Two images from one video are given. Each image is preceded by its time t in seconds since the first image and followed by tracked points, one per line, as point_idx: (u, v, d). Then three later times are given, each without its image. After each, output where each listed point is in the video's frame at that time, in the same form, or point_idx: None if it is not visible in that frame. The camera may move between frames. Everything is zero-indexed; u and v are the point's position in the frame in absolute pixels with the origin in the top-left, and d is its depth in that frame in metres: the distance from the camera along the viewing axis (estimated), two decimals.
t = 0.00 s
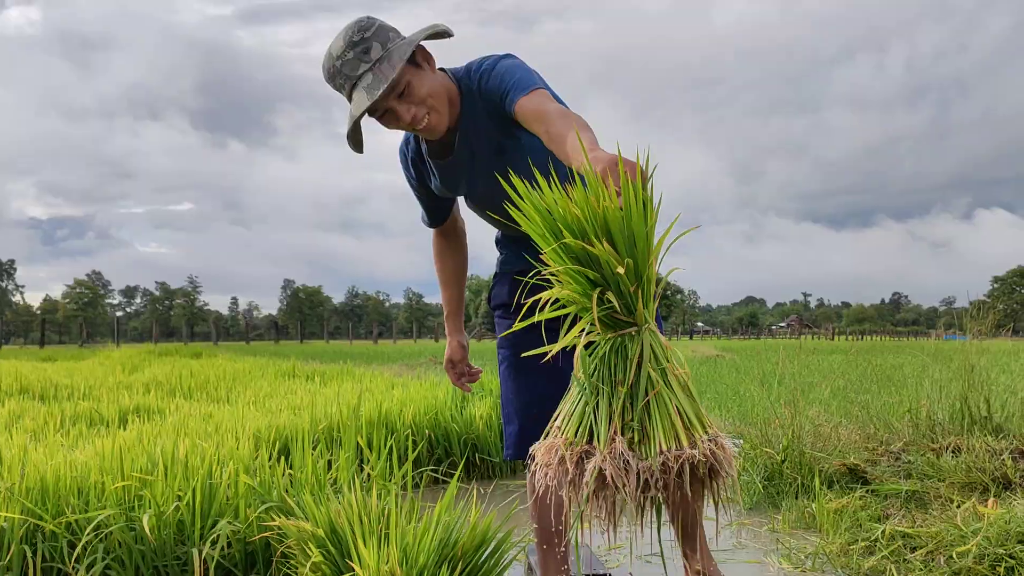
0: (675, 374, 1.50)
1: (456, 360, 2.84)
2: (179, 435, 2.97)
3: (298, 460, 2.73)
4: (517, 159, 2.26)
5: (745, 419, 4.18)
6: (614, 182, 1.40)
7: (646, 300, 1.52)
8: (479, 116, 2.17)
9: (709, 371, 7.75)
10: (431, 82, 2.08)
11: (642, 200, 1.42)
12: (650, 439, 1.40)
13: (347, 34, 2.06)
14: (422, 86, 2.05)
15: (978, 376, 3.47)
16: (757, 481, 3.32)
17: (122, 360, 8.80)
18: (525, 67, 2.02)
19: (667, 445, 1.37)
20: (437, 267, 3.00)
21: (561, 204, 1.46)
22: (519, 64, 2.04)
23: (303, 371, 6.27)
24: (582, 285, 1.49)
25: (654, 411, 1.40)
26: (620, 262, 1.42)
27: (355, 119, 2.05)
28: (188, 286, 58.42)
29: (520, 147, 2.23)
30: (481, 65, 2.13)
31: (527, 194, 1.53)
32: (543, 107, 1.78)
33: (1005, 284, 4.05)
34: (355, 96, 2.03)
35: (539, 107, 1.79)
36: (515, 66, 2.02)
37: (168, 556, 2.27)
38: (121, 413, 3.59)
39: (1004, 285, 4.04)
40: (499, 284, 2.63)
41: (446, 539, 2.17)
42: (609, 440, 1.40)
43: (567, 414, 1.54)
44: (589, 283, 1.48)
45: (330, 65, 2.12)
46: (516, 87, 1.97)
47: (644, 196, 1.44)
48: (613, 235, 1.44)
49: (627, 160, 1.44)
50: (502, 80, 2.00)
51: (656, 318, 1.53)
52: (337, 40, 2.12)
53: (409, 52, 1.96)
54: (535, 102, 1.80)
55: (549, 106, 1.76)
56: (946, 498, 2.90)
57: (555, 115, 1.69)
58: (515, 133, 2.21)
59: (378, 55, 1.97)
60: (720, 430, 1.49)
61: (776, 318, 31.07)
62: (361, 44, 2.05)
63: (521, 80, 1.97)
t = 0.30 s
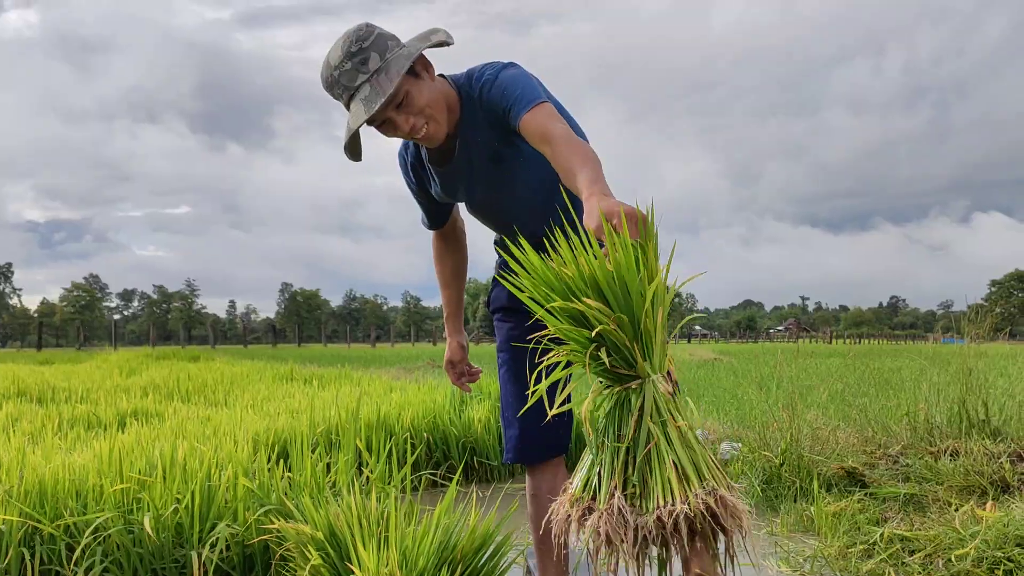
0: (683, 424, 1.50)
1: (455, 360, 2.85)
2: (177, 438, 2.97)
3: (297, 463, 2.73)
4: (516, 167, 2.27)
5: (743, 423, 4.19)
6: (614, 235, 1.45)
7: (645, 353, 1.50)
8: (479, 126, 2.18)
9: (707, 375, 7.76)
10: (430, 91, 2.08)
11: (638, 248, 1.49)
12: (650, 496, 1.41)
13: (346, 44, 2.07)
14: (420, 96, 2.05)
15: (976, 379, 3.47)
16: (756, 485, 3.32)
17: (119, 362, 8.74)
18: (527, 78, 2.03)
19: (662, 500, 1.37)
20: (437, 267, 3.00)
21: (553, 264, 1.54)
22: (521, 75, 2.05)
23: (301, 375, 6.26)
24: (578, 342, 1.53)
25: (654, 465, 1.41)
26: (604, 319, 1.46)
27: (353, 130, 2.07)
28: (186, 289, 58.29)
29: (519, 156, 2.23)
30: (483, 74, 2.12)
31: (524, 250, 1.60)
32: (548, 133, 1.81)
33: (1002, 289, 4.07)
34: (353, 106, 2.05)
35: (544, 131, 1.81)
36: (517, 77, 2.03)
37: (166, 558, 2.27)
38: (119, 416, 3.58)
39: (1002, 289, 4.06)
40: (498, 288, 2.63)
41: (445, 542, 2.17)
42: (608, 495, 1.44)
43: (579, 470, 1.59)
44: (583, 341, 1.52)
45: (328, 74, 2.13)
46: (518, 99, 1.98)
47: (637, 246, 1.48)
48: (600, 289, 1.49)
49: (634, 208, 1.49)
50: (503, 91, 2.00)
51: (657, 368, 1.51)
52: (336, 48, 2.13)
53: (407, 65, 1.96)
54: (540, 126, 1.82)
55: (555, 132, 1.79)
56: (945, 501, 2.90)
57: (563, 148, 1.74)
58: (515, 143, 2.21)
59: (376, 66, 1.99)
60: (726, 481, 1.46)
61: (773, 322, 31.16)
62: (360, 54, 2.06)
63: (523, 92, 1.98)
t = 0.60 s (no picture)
0: (662, 470, 1.61)
1: (457, 350, 2.89)
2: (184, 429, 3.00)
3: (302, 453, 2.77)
4: (525, 166, 2.27)
5: (746, 417, 4.19)
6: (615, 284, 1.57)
7: (624, 405, 1.65)
8: (489, 128, 2.17)
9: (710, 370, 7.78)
10: (441, 87, 2.08)
11: (637, 300, 1.62)
12: (617, 531, 1.56)
13: (357, 37, 2.08)
14: (431, 92, 2.05)
15: (980, 373, 3.47)
16: (758, 478, 3.34)
17: (126, 356, 8.79)
18: (540, 84, 2.00)
19: (601, 547, 1.53)
20: (440, 255, 3.03)
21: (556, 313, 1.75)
22: (534, 79, 2.02)
23: (305, 368, 6.30)
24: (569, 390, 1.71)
25: (616, 494, 1.58)
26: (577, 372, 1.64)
27: (363, 124, 2.09)
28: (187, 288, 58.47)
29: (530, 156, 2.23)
30: (495, 73, 2.08)
31: (538, 300, 1.87)
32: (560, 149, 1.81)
33: (1008, 285, 4.06)
34: (364, 100, 2.07)
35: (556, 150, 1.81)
36: (530, 81, 1.99)
37: (174, 546, 2.37)
38: (126, 406, 3.61)
39: (1007, 285, 4.05)
40: (504, 280, 2.65)
41: (451, 528, 2.26)
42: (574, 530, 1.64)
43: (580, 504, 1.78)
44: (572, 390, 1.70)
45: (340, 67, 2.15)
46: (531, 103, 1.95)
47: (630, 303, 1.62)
48: (584, 337, 1.67)
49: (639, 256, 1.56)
50: (516, 96, 1.97)
51: (640, 418, 1.62)
52: (348, 41, 2.15)
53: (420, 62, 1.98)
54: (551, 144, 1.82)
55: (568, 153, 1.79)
56: (948, 494, 2.90)
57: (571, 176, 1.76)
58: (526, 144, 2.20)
59: (388, 61, 2.00)
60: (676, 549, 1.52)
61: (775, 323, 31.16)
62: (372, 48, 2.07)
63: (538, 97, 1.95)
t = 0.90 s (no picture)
0: None
1: (451, 341, 2.87)
2: (188, 417, 3.03)
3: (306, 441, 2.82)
4: (535, 165, 2.27)
5: (748, 410, 4.21)
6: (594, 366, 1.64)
7: None
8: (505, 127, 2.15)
9: (713, 363, 7.80)
10: (458, 78, 2.08)
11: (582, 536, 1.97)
12: None
13: (377, 23, 2.08)
14: (448, 82, 2.05)
15: (982, 367, 3.47)
16: (759, 470, 3.36)
17: (130, 347, 8.83)
18: (555, 88, 2.02)
19: None
20: (443, 247, 3.01)
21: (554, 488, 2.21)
22: (550, 83, 2.03)
23: (308, 359, 6.32)
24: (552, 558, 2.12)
25: None
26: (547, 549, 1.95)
27: (377, 111, 2.09)
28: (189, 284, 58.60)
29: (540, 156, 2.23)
30: (511, 73, 2.09)
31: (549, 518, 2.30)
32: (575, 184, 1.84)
33: (1011, 279, 4.05)
34: (380, 87, 2.07)
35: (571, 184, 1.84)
36: (547, 85, 2.01)
37: (178, 533, 2.42)
38: (130, 395, 3.64)
39: (1010, 279, 4.04)
40: (510, 270, 2.62)
41: (453, 515, 2.30)
42: None
43: None
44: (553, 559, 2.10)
45: (357, 52, 2.14)
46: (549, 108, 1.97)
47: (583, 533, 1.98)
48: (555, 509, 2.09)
49: (625, 341, 1.63)
50: (534, 99, 1.98)
51: None
52: (366, 26, 2.14)
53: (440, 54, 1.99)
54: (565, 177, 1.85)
55: (579, 194, 1.83)
56: (949, 486, 2.92)
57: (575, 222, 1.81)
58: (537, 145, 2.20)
59: (407, 49, 2.00)
60: None
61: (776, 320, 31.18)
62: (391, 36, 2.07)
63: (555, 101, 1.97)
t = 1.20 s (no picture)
0: None
1: (463, 324, 2.86)
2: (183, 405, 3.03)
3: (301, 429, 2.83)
4: (555, 119, 2.25)
5: (742, 399, 4.22)
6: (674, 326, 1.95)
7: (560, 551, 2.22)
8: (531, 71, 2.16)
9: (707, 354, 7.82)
10: (485, 22, 2.10)
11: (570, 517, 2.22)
12: None
13: None
14: (475, 22, 2.07)
15: (974, 356, 3.49)
16: (752, 459, 3.38)
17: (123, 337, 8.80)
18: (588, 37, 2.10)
19: None
20: (455, 225, 2.97)
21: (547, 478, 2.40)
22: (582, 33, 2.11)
23: (303, 349, 6.32)
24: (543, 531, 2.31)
25: None
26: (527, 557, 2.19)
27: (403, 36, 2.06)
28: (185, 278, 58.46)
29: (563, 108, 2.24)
30: (541, 20, 2.15)
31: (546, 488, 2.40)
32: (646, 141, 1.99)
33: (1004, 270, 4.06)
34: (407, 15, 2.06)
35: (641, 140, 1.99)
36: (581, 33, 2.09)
37: (173, 519, 2.43)
38: (123, 382, 3.63)
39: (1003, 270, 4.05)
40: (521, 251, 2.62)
41: (448, 501, 2.32)
42: None
43: None
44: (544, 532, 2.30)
45: None
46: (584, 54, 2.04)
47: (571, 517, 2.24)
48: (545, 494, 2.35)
49: (700, 305, 1.92)
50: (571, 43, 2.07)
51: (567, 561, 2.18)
52: None
53: None
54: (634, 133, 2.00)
55: (647, 152, 1.99)
56: (940, 474, 2.93)
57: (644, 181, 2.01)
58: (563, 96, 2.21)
59: None
60: None
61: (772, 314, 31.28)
62: None
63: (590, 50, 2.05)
